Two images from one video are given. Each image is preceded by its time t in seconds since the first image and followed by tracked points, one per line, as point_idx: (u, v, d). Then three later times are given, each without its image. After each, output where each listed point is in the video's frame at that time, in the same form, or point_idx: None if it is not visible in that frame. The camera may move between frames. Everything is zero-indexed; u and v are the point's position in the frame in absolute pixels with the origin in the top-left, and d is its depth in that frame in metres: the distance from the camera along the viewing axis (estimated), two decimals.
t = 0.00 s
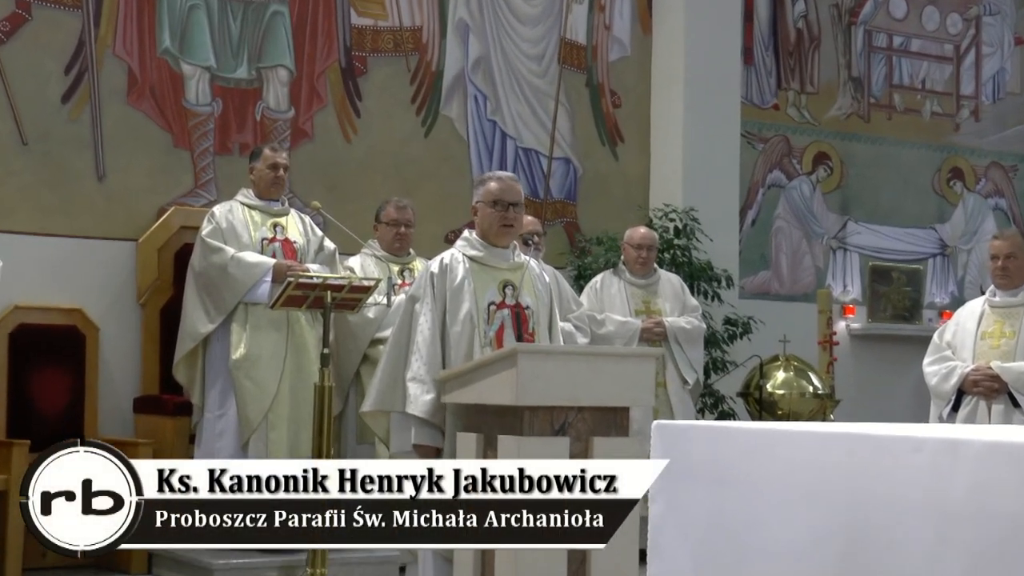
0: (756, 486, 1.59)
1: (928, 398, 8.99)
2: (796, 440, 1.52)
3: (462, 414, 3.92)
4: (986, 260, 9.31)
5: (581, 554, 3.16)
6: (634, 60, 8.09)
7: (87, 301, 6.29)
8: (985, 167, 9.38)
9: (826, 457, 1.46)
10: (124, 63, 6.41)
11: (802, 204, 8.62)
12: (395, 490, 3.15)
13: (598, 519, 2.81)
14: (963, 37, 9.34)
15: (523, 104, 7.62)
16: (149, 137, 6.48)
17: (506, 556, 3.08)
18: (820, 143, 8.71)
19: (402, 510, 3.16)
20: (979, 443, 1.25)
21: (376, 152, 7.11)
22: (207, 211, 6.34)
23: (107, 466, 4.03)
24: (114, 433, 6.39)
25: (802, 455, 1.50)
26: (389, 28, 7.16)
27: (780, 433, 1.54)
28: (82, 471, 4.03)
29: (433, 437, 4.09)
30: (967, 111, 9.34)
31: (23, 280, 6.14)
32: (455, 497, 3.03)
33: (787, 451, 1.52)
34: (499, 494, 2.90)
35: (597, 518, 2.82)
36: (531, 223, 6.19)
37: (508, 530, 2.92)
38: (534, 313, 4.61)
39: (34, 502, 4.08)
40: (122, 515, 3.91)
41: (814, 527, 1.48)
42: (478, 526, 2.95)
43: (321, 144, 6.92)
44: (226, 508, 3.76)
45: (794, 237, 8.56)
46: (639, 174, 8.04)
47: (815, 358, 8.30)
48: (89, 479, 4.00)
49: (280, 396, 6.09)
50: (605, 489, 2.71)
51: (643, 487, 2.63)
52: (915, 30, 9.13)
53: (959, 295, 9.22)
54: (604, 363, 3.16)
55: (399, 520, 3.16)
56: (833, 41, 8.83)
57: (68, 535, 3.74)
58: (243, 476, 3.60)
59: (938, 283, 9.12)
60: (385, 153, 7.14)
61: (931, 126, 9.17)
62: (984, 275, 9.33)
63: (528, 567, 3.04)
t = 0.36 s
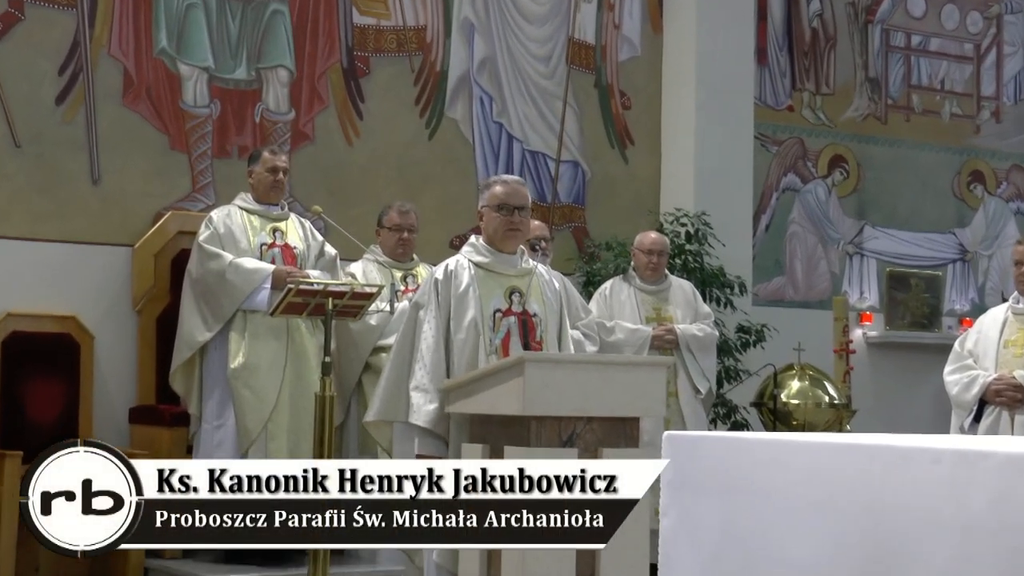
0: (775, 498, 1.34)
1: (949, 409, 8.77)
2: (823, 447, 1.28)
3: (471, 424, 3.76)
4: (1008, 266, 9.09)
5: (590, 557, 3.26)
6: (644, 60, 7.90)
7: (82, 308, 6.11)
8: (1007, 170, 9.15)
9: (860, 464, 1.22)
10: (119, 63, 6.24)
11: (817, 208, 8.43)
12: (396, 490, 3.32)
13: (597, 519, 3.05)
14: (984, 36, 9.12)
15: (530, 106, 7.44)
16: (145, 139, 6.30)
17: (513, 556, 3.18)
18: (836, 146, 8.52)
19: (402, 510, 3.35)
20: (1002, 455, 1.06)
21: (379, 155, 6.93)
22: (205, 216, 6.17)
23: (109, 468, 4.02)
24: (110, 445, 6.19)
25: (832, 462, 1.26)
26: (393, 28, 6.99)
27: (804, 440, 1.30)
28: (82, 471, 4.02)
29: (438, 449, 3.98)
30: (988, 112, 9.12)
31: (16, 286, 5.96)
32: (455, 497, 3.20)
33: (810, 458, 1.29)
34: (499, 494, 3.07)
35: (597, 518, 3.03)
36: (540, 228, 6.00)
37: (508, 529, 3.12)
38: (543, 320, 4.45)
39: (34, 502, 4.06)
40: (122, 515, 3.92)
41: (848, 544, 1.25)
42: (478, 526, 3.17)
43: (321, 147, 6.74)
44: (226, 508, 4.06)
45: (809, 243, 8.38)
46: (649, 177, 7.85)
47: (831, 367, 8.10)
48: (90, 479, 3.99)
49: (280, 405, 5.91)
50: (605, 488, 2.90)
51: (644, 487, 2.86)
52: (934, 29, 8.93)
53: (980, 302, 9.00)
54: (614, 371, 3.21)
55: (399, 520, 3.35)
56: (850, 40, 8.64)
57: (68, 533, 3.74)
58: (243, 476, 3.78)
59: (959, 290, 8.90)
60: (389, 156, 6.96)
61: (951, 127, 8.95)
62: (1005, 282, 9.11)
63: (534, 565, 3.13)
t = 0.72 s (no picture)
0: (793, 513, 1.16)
1: (972, 414, 8.56)
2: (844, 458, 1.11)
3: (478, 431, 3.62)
4: None
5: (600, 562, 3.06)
6: (657, 56, 7.71)
7: (79, 311, 5.93)
8: None
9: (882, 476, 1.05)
10: (117, 60, 6.06)
11: (835, 208, 8.23)
12: (396, 490, 3.42)
13: (597, 518, 2.95)
14: (1008, 31, 8.92)
15: (540, 104, 7.26)
16: (143, 138, 6.13)
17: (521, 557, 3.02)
18: (855, 143, 8.32)
19: (402, 510, 3.43)
20: None
21: (384, 154, 6.75)
22: (205, 217, 5.99)
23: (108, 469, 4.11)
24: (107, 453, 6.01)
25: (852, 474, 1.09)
26: (399, 23, 6.81)
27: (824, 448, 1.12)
28: (81, 471, 4.10)
29: (442, 453, 3.88)
30: (1012, 109, 8.91)
31: (10, 290, 5.78)
32: (454, 497, 3.24)
33: (831, 470, 1.12)
34: (499, 494, 3.03)
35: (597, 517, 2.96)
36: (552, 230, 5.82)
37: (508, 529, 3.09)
38: (555, 324, 4.31)
39: (34, 502, 4.17)
40: (122, 515, 4.04)
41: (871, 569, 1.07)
42: (478, 526, 3.16)
43: (324, 148, 6.56)
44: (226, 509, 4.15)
45: (827, 244, 8.19)
46: (662, 177, 7.66)
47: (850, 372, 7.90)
48: (90, 479, 4.09)
49: (283, 411, 5.73)
50: (606, 488, 2.89)
51: (644, 487, 2.87)
52: (957, 23, 8.72)
53: (1004, 305, 8.80)
54: (627, 377, 2.95)
55: (399, 520, 3.44)
56: (870, 35, 8.43)
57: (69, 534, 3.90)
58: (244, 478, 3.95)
59: (982, 292, 8.72)
60: (395, 154, 6.79)
61: (974, 125, 8.75)
62: None
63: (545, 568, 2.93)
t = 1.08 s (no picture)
0: (807, 516, 1.30)
1: (992, 420, 8.36)
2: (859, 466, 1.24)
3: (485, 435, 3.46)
4: None
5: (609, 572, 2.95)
6: (668, 51, 7.53)
7: (72, 314, 5.76)
8: None
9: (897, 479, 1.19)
10: (110, 55, 5.90)
11: (851, 208, 8.05)
12: (396, 490, 3.28)
13: (597, 517, 2.85)
14: None
15: (547, 100, 7.08)
16: (137, 135, 5.96)
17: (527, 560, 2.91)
18: (872, 142, 8.13)
19: (403, 510, 3.27)
20: None
21: (386, 152, 6.57)
22: (202, 217, 5.82)
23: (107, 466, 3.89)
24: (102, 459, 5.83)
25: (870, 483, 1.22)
26: (401, 18, 6.64)
27: (841, 458, 1.26)
28: (82, 471, 3.87)
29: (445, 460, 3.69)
30: None
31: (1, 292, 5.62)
32: (455, 497, 3.14)
33: (848, 475, 1.25)
34: (499, 494, 2.96)
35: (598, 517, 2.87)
36: (559, 231, 5.64)
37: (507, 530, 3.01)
38: (563, 327, 4.14)
39: (35, 502, 4.03)
40: (122, 516, 3.81)
41: (878, 567, 1.22)
42: (479, 526, 3.08)
43: (323, 146, 6.38)
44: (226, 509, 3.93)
45: (843, 245, 8.00)
46: (672, 176, 7.48)
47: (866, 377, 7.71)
48: (90, 479, 3.84)
49: (282, 417, 5.55)
50: (605, 489, 2.81)
51: (645, 487, 2.80)
52: (976, 17, 8.52)
53: None
54: (634, 381, 2.92)
55: (399, 520, 3.27)
56: (886, 29, 8.24)
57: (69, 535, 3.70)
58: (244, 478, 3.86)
59: (1002, 294, 8.53)
60: (398, 153, 6.61)
61: (994, 122, 8.55)
62: None
63: (551, 568, 2.84)
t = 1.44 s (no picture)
0: (832, 528, 1.22)
1: (1009, 424, 8.16)
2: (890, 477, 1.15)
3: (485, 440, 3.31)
4: None
5: None
6: (675, 44, 7.35)
7: (61, 316, 5.58)
8: None
9: (929, 495, 1.11)
10: (101, 48, 5.74)
11: (864, 205, 7.88)
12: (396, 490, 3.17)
13: (597, 518, 2.67)
14: None
15: (551, 95, 6.90)
16: (128, 131, 5.79)
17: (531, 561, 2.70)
18: (885, 139, 7.95)
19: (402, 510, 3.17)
20: None
21: (385, 150, 6.40)
22: (195, 216, 5.63)
23: (108, 468, 3.97)
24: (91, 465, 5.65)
25: (902, 495, 1.13)
26: (400, 10, 6.47)
27: (871, 468, 1.17)
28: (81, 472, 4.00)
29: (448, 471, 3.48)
30: None
31: None
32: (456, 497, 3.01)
33: (881, 488, 1.16)
34: (499, 495, 2.82)
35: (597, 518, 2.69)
36: (563, 231, 5.46)
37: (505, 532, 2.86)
38: (567, 328, 3.96)
39: (34, 502, 4.05)
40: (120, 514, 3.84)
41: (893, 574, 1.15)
42: (479, 526, 2.93)
43: (320, 143, 6.21)
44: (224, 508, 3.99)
45: (856, 244, 7.83)
46: (681, 174, 7.29)
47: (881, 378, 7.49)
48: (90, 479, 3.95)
49: (278, 421, 5.34)
50: (605, 489, 2.65)
51: (645, 487, 2.64)
52: (993, 10, 8.33)
53: None
54: (643, 384, 2.73)
55: (398, 520, 3.17)
56: (900, 22, 8.05)
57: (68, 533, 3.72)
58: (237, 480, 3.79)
59: (1020, 295, 8.33)
60: (397, 150, 6.44)
61: (1012, 118, 8.36)
62: None
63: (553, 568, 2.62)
